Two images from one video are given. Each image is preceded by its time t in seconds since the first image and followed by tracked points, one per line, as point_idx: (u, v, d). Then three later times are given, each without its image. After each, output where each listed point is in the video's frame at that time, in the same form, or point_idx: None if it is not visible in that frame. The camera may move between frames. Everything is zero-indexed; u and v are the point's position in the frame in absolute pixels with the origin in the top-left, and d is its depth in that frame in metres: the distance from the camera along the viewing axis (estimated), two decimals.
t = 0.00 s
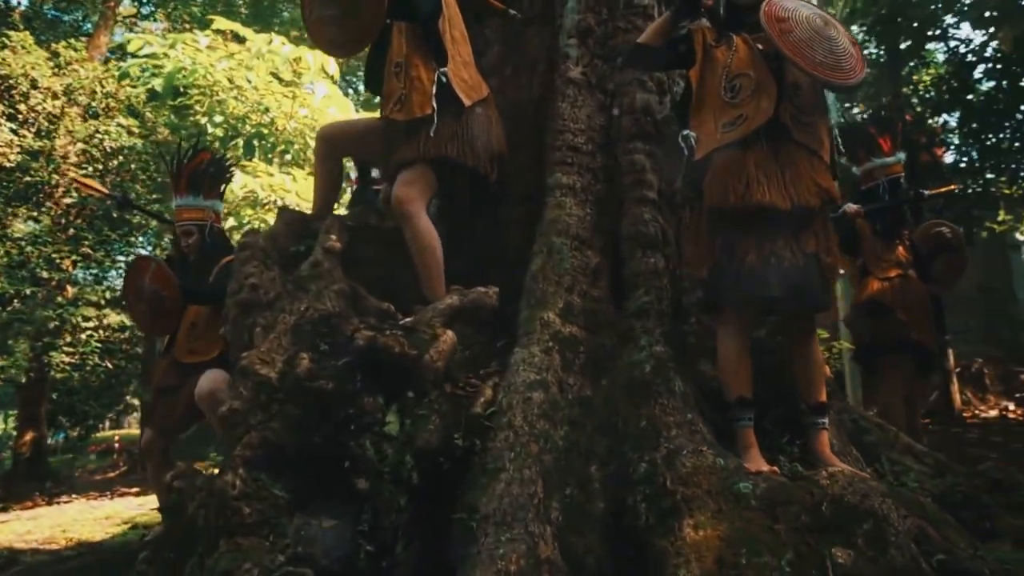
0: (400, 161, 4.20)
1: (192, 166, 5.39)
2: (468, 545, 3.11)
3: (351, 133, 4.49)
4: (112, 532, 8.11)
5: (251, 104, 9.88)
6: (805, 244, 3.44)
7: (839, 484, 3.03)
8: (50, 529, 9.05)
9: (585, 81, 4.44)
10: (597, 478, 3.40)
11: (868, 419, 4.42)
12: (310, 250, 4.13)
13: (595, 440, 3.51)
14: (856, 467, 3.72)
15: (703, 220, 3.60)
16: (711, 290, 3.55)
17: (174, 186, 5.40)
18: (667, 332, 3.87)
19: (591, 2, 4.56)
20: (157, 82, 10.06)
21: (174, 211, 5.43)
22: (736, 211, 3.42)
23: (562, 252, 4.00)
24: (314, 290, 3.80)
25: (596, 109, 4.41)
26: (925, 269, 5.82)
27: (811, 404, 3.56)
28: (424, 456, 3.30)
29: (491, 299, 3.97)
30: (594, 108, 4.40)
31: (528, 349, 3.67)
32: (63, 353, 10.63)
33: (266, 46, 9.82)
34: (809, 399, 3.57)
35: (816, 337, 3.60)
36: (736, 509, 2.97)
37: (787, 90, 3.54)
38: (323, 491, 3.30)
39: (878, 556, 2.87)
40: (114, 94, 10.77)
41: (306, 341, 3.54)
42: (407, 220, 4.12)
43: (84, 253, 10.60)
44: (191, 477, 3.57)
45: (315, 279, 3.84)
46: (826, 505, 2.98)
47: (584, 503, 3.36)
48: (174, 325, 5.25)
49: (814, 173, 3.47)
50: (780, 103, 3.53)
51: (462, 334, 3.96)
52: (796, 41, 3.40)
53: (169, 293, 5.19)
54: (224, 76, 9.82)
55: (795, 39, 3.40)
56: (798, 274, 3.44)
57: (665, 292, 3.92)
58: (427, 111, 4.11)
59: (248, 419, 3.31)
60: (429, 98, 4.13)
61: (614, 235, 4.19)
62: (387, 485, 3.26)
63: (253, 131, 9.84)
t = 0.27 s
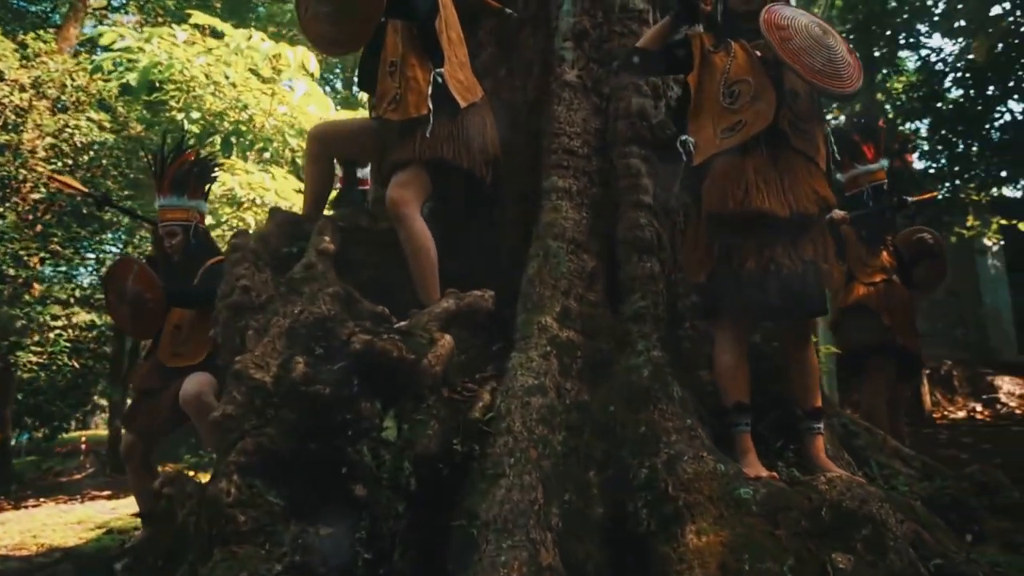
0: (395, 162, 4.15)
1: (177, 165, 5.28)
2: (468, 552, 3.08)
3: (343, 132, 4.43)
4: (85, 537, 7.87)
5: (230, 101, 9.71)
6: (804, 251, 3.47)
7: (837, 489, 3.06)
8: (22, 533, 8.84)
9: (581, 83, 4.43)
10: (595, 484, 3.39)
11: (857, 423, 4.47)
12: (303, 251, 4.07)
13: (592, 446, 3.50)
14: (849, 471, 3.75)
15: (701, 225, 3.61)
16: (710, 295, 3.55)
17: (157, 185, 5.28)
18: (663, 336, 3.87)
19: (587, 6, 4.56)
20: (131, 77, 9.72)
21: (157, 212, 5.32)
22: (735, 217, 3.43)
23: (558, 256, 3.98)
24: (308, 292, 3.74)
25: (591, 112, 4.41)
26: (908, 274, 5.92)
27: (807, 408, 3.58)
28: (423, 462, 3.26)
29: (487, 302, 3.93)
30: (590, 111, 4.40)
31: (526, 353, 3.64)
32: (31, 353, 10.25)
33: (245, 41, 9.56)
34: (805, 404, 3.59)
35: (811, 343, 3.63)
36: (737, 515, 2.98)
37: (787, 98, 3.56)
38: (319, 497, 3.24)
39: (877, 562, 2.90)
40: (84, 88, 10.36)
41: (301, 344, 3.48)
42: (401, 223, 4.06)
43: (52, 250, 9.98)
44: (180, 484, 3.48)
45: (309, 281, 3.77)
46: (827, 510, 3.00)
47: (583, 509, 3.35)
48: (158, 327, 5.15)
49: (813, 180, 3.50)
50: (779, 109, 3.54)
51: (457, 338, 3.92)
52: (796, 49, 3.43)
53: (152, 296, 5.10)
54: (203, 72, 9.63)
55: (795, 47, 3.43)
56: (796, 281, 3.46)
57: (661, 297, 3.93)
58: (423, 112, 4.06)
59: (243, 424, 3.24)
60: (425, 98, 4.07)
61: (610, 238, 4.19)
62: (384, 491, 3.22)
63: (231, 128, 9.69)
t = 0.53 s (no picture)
0: (390, 164, 4.09)
1: (158, 164, 5.11)
2: (470, 561, 3.05)
3: (336, 132, 4.36)
4: (50, 544, 7.59)
5: (205, 97, 9.38)
6: (803, 259, 3.50)
7: (836, 496, 3.10)
8: None
9: (577, 88, 4.43)
10: (595, 492, 3.38)
11: (845, 428, 4.53)
12: (295, 255, 4.00)
13: (591, 452, 3.49)
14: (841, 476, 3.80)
15: (699, 233, 3.62)
16: (708, 302, 3.57)
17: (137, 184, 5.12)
18: (660, 342, 3.88)
19: (582, 11, 4.56)
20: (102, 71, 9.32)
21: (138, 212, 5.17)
22: (735, 225, 3.45)
23: (555, 261, 3.97)
24: (302, 296, 3.66)
25: (587, 117, 4.41)
26: (890, 280, 6.02)
27: (802, 415, 3.61)
28: (423, 470, 3.22)
29: (483, 308, 3.90)
30: (585, 116, 4.40)
31: (524, 360, 3.62)
32: None
33: (220, 36, 9.32)
34: (800, 411, 3.62)
35: (807, 351, 3.67)
36: (740, 522, 3.00)
37: (786, 107, 3.59)
38: (316, 506, 3.18)
39: (877, 567, 2.94)
40: (49, 80, 9.70)
41: (296, 350, 3.41)
42: (397, 226, 4.01)
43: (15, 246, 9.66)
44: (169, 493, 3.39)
45: (303, 284, 3.70)
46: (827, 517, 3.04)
47: (583, 517, 3.33)
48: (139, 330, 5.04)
49: (811, 189, 3.53)
50: (778, 119, 3.57)
51: (453, 343, 3.88)
52: (796, 60, 3.48)
53: (133, 299, 4.97)
54: (177, 67, 9.31)
55: (795, 58, 3.48)
56: (794, 289, 3.50)
57: (657, 303, 3.94)
58: (420, 114, 4.01)
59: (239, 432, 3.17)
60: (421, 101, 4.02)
61: (606, 244, 4.19)
62: (384, 499, 3.17)
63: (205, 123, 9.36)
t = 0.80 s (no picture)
0: (387, 168, 4.05)
1: (144, 164, 5.01)
2: (474, 570, 3.02)
3: (330, 134, 4.30)
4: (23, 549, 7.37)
5: (182, 94, 8.85)
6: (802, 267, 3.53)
7: (836, 502, 3.13)
8: None
9: (574, 93, 4.43)
10: (595, 499, 3.38)
11: (836, 434, 4.58)
12: (291, 258, 3.94)
13: (592, 459, 3.48)
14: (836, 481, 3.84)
15: (699, 240, 3.65)
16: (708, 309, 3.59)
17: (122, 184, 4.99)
18: (658, 348, 3.89)
19: (579, 15, 4.56)
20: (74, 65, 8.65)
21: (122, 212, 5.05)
22: (735, 233, 3.47)
23: (554, 267, 3.96)
24: (299, 301, 3.60)
25: (584, 123, 4.41)
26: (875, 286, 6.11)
27: (799, 422, 3.64)
28: (425, 478, 3.19)
29: (481, 313, 3.87)
30: (583, 122, 4.40)
31: (524, 365, 3.60)
32: None
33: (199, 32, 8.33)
34: (797, 418, 3.65)
35: (803, 358, 3.70)
36: (743, 529, 3.02)
37: (786, 116, 3.62)
38: (315, 515, 3.13)
39: (877, 574, 2.97)
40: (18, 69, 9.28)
41: (294, 356, 3.35)
42: (394, 230, 3.97)
43: None
44: (162, 502, 3.31)
45: (299, 288, 3.64)
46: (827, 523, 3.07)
47: (585, 524, 3.33)
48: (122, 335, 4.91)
49: (810, 197, 3.56)
50: (778, 128, 3.60)
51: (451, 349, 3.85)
52: (796, 71, 3.52)
53: (118, 303, 4.86)
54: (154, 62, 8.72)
55: (795, 68, 3.52)
56: (793, 297, 3.53)
57: (655, 309, 3.94)
58: (419, 118, 3.97)
59: (236, 440, 3.11)
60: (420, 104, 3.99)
61: (603, 249, 4.19)
62: (385, 508, 3.13)
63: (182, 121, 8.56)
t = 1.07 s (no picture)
0: (385, 171, 4.00)
1: (128, 165, 4.86)
2: None
3: (325, 136, 4.23)
4: None
5: (156, 90, 8.46)
6: (801, 277, 3.56)
7: (836, 509, 3.18)
8: None
9: (572, 99, 4.43)
10: (597, 507, 3.38)
11: (825, 439, 4.64)
12: (286, 262, 3.87)
13: (592, 467, 3.48)
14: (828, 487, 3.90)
15: (699, 250, 3.67)
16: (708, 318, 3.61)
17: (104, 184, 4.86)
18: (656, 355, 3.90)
19: (576, 21, 4.57)
20: (41, 59, 8.17)
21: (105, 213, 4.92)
22: (736, 243, 3.50)
23: (553, 273, 3.94)
24: (296, 306, 3.53)
25: (581, 129, 4.42)
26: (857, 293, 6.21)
27: (796, 429, 3.69)
28: (428, 487, 3.17)
29: (480, 319, 3.84)
30: (580, 128, 4.41)
31: (524, 373, 3.59)
32: None
33: (175, 27, 8.20)
34: (794, 425, 3.69)
35: (799, 366, 3.75)
36: (746, 537, 3.05)
37: (786, 127, 3.66)
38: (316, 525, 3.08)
39: None
40: None
41: (293, 363, 3.29)
42: (392, 235, 3.92)
43: None
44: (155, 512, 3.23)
45: (296, 293, 3.57)
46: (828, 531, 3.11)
47: (586, 532, 3.33)
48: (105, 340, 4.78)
49: (810, 208, 3.60)
50: (778, 139, 3.64)
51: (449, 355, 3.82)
52: (797, 82, 3.56)
53: (102, 310, 4.63)
54: (127, 57, 8.33)
55: (796, 80, 3.56)
56: (792, 307, 3.56)
57: (653, 316, 3.96)
58: (419, 123, 3.94)
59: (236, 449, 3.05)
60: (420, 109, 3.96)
61: (600, 256, 4.19)
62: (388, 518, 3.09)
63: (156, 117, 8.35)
